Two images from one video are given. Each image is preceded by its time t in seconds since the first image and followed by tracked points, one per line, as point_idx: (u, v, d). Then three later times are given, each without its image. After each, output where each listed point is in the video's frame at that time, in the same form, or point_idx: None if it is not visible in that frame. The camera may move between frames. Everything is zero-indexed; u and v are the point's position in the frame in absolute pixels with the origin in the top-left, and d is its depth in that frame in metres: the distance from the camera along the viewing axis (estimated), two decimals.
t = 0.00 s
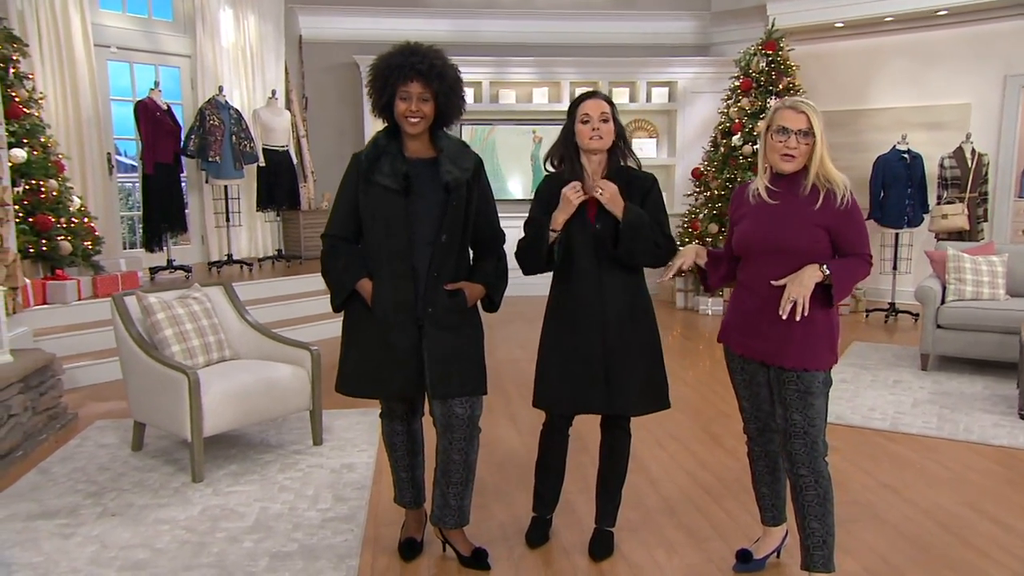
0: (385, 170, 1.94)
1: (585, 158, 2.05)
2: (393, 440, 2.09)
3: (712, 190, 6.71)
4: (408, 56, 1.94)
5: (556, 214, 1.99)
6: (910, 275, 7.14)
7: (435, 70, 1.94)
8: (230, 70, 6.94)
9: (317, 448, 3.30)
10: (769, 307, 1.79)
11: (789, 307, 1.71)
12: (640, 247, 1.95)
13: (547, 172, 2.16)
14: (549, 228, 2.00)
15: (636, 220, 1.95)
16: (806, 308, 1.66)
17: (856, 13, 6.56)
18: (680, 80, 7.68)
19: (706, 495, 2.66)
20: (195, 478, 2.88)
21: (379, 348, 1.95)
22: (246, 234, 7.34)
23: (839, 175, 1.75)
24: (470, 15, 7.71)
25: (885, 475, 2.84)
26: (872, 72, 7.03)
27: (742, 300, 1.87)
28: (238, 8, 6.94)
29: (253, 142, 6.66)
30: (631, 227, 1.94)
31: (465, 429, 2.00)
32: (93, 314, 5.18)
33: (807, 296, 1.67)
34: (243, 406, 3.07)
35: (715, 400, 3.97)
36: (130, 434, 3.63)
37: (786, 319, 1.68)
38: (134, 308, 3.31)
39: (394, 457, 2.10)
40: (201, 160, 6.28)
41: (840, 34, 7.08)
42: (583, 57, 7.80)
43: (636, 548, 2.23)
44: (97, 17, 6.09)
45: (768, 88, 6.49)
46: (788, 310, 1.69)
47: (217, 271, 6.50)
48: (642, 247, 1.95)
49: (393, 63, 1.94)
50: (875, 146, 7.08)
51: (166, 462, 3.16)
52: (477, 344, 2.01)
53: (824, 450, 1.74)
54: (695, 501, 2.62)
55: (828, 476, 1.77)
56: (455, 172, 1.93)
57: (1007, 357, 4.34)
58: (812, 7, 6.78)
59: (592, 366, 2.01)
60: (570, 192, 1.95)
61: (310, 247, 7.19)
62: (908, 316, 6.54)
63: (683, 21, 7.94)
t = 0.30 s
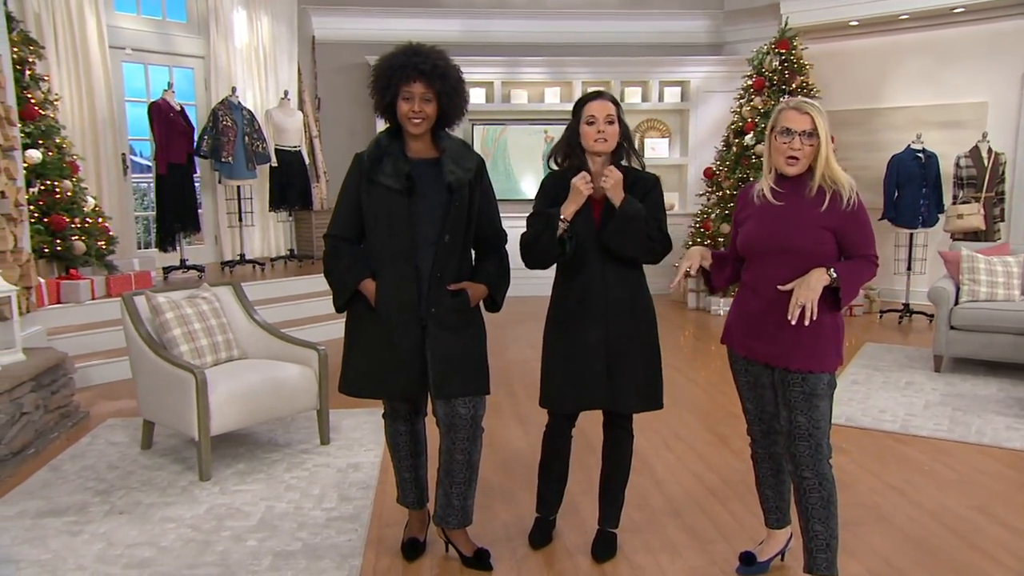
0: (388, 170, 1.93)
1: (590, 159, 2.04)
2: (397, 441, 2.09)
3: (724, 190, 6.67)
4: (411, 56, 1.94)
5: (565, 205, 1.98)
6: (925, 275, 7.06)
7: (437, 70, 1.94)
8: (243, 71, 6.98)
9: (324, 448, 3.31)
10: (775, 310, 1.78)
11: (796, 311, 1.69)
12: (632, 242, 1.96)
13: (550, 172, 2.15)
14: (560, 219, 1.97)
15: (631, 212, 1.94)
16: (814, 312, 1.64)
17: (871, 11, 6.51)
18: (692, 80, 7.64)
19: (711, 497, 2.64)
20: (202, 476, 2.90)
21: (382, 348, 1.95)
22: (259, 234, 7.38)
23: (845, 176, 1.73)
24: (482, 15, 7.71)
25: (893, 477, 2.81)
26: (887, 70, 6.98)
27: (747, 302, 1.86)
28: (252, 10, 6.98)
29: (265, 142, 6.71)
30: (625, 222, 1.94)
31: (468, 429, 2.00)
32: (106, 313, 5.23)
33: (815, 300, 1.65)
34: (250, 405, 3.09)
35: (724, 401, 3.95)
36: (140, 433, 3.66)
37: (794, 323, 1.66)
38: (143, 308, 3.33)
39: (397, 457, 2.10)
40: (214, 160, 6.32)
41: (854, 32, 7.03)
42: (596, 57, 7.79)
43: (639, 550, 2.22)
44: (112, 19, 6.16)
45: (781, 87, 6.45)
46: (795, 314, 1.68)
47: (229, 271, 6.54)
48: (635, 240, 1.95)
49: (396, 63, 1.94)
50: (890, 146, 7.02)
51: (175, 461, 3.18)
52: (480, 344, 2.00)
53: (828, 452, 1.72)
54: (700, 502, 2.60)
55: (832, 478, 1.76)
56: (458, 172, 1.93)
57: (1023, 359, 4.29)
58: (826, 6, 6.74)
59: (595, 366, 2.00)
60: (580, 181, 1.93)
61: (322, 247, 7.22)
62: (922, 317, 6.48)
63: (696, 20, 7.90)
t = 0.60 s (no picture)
0: (391, 171, 1.94)
1: (594, 159, 2.04)
2: (401, 440, 2.09)
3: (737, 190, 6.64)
4: (415, 57, 1.94)
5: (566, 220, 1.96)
6: (941, 275, 6.98)
7: (441, 71, 1.94)
8: (257, 72, 7.02)
9: (333, 447, 3.32)
10: (780, 310, 1.76)
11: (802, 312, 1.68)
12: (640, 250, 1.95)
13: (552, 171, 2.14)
14: (560, 234, 1.96)
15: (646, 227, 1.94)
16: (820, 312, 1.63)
17: (886, 8, 6.45)
18: (706, 79, 7.60)
19: (718, 498, 2.63)
20: (211, 474, 2.92)
21: (386, 348, 1.95)
22: (273, 234, 7.43)
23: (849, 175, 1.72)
24: (494, 15, 7.71)
25: (903, 480, 2.78)
26: (902, 69, 6.92)
27: (751, 302, 1.84)
28: (266, 10, 7.02)
29: (279, 142, 6.76)
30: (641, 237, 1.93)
31: (471, 429, 2.00)
32: (120, 312, 5.29)
33: (821, 301, 1.64)
34: (258, 404, 3.11)
35: (735, 402, 3.92)
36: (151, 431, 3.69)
37: (800, 323, 1.64)
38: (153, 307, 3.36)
39: (401, 456, 2.10)
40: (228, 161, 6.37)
41: (870, 30, 6.98)
42: (609, 56, 7.77)
43: (643, 551, 2.22)
44: (128, 20, 6.23)
45: (794, 85, 6.42)
46: (802, 316, 1.66)
47: (242, 270, 6.59)
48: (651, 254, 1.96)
49: (400, 64, 1.93)
50: (906, 145, 6.96)
51: (184, 459, 3.20)
52: (482, 344, 2.00)
53: (832, 454, 1.71)
54: (706, 504, 2.58)
55: (837, 481, 1.74)
56: (461, 172, 1.93)
57: None
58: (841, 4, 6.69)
59: (599, 367, 1.99)
60: (587, 201, 1.91)
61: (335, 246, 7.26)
62: (937, 317, 6.41)
63: (710, 19, 7.86)
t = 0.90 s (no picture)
0: (398, 171, 1.95)
1: (598, 159, 2.03)
2: (408, 439, 2.09)
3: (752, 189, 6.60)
4: (421, 58, 1.94)
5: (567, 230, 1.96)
6: (961, 275, 6.89)
7: (447, 71, 1.95)
8: (275, 73, 7.08)
9: (343, 445, 3.34)
10: (780, 307, 1.76)
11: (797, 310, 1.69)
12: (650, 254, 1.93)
13: (559, 170, 2.14)
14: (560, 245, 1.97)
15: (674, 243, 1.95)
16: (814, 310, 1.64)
17: (905, 6, 6.39)
18: (722, 77, 7.55)
19: (727, 499, 2.61)
20: (222, 472, 2.95)
21: (391, 347, 1.96)
22: (289, 233, 7.48)
23: (837, 175, 1.68)
24: (509, 14, 7.72)
25: (917, 482, 2.75)
26: (922, 66, 6.84)
27: (754, 300, 1.84)
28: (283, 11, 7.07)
29: (295, 143, 6.81)
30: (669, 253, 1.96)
31: (476, 428, 2.00)
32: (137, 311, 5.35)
33: (816, 299, 1.64)
34: (269, 403, 3.13)
35: (747, 403, 3.90)
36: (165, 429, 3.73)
37: (793, 320, 1.65)
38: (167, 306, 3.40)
39: (408, 455, 2.11)
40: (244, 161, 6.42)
41: (890, 27, 6.92)
42: (624, 55, 7.74)
43: (650, 551, 2.21)
44: (147, 22, 6.30)
45: (811, 84, 6.39)
46: (796, 313, 1.67)
47: (258, 270, 6.64)
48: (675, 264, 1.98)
49: (406, 65, 1.94)
50: (924, 143, 6.88)
51: (197, 456, 3.24)
52: (488, 343, 2.00)
53: (837, 455, 1.69)
54: (715, 505, 2.56)
55: (844, 482, 1.72)
56: (467, 172, 1.94)
57: None
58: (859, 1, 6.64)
59: (605, 367, 1.99)
60: (587, 216, 1.91)
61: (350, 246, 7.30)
62: (956, 318, 6.33)
63: (727, 17, 7.81)
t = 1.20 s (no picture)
0: (404, 171, 1.95)
1: (606, 158, 2.04)
2: (414, 437, 2.10)
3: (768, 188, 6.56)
4: (427, 58, 1.95)
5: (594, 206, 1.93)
6: (980, 276, 6.80)
7: (453, 72, 1.95)
8: (291, 73, 7.13)
9: (354, 444, 3.36)
10: (787, 312, 1.75)
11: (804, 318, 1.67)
12: (657, 247, 1.94)
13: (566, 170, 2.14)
14: (587, 220, 1.92)
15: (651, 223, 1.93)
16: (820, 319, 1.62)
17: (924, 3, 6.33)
18: (739, 76, 7.50)
19: (736, 500, 2.59)
20: (233, 470, 2.97)
21: (397, 345, 1.97)
22: (304, 233, 7.52)
23: (800, 184, 1.68)
24: (525, 13, 7.71)
25: (930, 484, 2.72)
26: (941, 64, 6.76)
27: (761, 302, 1.83)
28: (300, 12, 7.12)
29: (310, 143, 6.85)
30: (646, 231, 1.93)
31: (480, 427, 2.01)
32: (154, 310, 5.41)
33: (824, 308, 1.63)
34: (280, 401, 3.16)
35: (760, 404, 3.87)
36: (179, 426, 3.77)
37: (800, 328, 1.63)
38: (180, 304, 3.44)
39: (414, 453, 2.11)
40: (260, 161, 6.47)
41: (909, 25, 6.86)
42: (640, 54, 7.71)
43: (656, 552, 2.20)
44: (165, 24, 6.38)
45: (828, 82, 6.34)
46: (804, 323, 1.65)
47: (274, 268, 6.69)
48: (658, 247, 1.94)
49: (414, 66, 1.94)
50: (943, 142, 6.79)
51: (209, 454, 3.27)
52: (492, 343, 2.01)
53: (843, 458, 1.68)
54: (724, 506, 2.55)
55: (850, 484, 1.71)
56: (473, 172, 1.93)
57: None
58: None
59: (609, 365, 1.99)
60: (616, 188, 1.91)
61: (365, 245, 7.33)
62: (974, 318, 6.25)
63: (744, 16, 7.75)
